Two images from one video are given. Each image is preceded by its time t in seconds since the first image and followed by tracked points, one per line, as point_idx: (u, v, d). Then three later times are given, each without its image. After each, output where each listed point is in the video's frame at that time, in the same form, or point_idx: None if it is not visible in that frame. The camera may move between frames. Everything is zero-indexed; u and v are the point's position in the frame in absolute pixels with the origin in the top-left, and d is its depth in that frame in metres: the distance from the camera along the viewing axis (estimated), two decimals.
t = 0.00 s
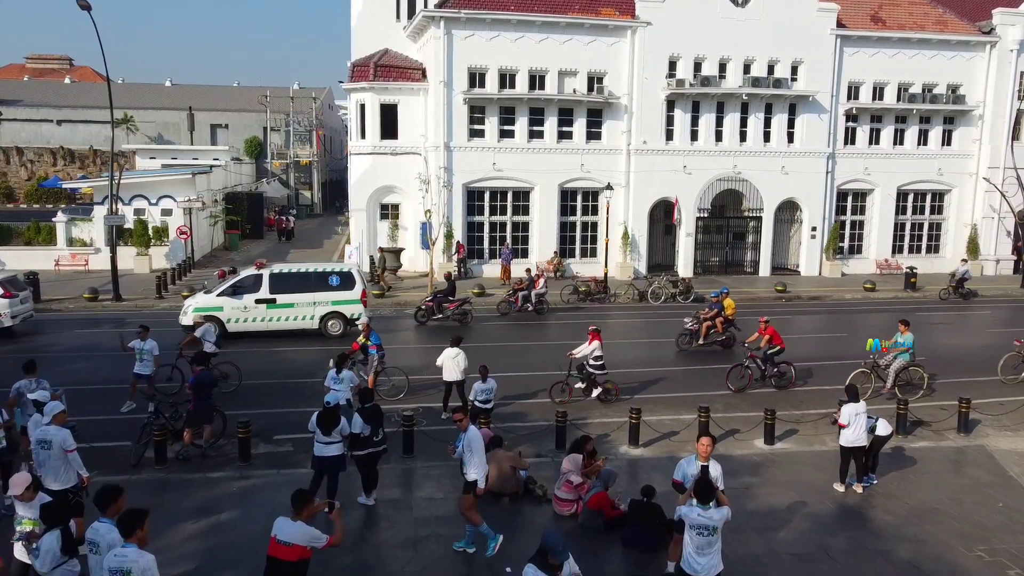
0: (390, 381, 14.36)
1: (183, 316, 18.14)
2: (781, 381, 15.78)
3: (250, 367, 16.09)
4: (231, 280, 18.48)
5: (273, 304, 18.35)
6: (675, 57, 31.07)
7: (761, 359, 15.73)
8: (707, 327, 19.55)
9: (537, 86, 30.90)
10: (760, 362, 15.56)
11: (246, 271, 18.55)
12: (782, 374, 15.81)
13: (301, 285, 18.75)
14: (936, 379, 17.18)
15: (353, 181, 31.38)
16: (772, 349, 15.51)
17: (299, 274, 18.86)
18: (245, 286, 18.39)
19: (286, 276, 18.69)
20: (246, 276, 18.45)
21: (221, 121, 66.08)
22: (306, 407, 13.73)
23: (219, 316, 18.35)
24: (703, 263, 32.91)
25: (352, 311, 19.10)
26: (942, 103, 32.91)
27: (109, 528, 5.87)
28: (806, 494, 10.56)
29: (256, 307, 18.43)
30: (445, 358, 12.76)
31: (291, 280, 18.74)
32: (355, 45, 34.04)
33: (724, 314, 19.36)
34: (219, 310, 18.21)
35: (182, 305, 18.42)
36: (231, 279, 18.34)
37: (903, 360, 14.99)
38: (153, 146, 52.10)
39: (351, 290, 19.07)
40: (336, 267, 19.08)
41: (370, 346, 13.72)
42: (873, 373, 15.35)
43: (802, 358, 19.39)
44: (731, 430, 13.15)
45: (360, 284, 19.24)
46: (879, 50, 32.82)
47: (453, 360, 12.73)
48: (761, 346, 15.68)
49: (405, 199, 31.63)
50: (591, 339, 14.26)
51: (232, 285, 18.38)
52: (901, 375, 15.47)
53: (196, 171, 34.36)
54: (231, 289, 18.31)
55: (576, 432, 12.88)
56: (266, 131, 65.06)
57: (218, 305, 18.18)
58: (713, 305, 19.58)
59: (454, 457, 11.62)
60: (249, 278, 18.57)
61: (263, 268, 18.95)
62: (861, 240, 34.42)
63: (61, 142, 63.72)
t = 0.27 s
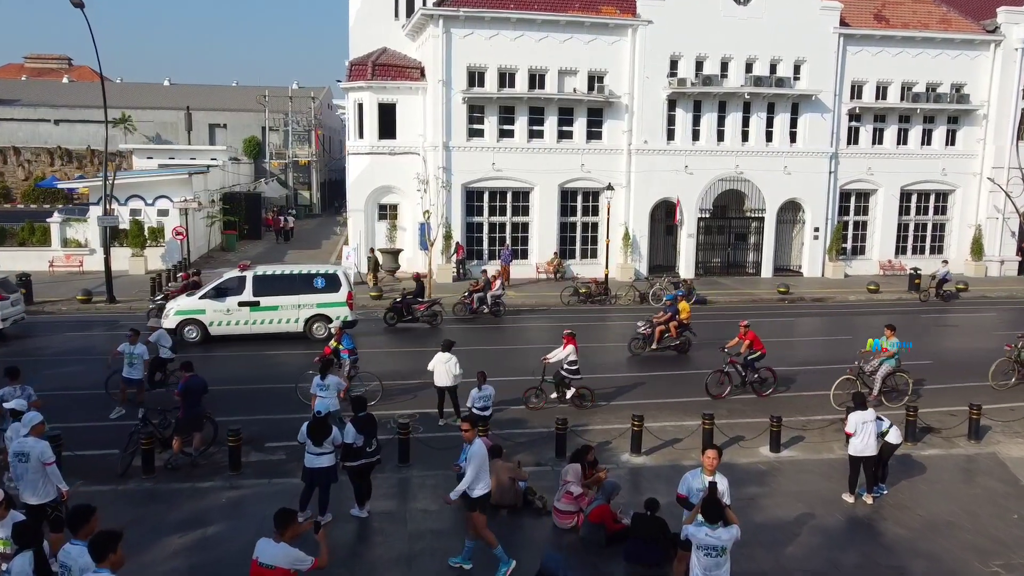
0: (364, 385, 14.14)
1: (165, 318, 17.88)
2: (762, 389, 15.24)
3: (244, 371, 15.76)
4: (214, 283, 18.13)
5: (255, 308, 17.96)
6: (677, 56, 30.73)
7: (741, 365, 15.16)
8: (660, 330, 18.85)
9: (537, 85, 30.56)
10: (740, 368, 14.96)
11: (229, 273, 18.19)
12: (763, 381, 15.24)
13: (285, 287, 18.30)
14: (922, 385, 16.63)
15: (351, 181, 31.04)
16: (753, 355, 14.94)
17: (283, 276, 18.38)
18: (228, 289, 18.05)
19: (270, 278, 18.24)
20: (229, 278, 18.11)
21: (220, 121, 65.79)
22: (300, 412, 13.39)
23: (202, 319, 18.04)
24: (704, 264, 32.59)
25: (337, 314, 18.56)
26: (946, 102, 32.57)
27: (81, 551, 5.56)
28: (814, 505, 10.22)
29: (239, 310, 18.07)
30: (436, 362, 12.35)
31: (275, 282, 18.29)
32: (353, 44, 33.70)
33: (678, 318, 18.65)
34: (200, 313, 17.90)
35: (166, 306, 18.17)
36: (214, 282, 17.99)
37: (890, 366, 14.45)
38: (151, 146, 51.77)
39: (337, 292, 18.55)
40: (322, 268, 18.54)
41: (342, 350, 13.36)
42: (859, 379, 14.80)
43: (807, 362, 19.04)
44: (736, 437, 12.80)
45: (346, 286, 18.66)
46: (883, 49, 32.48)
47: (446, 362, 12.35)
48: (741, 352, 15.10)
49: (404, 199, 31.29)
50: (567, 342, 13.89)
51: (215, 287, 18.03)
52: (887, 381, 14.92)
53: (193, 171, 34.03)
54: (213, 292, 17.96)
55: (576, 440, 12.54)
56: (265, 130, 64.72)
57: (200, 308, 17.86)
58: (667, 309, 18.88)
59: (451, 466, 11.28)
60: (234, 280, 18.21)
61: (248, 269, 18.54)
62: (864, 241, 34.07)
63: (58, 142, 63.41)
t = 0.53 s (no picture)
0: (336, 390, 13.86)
1: (146, 321, 17.51)
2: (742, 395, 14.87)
3: (238, 376, 15.41)
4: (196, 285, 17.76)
5: (238, 310, 17.60)
6: (678, 55, 30.38)
7: (722, 370, 14.83)
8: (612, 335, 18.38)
9: (536, 84, 30.22)
10: (721, 374, 14.64)
11: (211, 275, 17.82)
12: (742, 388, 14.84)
13: (269, 290, 17.89)
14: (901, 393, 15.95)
15: (349, 181, 30.70)
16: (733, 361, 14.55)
17: (267, 279, 17.97)
18: (210, 291, 17.67)
19: (254, 280, 17.82)
20: (212, 280, 17.74)
21: (218, 120, 65.47)
22: (293, 419, 13.05)
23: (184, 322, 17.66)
24: (706, 265, 32.25)
25: (322, 317, 18.16)
26: (950, 101, 32.22)
27: None
28: (824, 516, 9.88)
29: (221, 312, 17.68)
30: (429, 369, 12.05)
31: (259, 284, 17.88)
32: (351, 43, 33.37)
33: (631, 322, 18.08)
34: (182, 315, 17.52)
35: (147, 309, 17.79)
36: (197, 284, 17.64)
37: (874, 371, 13.92)
38: (148, 145, 51.35)
39: (322, 295, 18.14)
40: (307, 270, 18.15)
41: (315, 355, 13.03)
42: (844, 388, 14.29)
43: (812, 365, 18.70)
44: (741, 445, 12.46)
45: (332, 289, 18.25)
46: (887, 48, 32.13)
47: (439, 367, 12.04)
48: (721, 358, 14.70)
49: (402, 199, 30.93)
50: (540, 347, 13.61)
51: (197, 289, 17.67)
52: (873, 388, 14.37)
53: (190, 171, 33.68)
54: (195, 294, 17.59)
55: (577, 448, 12.19)
56: (263, 130, 64.38)
57: (182, 310, 17.49)
58: (621, 312, 18.32)
59: (448, 476, 10.95)
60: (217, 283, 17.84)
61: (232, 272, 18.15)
62: (867, 242, 33.72)
63: (56, 141, 63.07)
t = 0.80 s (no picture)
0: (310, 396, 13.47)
1: (127, 325, 17.14)
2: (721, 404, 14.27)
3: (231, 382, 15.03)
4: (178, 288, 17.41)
5: (222, 313, 17.25)
6: (680, 53, 30.02)
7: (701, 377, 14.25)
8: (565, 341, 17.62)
9: (536, 83, 29.86)
10: (701, 381, 14.10)
11: (194, 277, 17.45)
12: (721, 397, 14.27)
13: (252, 292, 17.45)
14: (903, 396, 15.55)
15: (346, 181, 30.34)
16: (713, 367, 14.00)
17: (250, 281, 17.52)
18: (193, 294, 17.31)
19: (237, 282, 17.39)
20: (195, 283, 17.38)
21: (216, 120, 65.14)
22: (285, 426, 12.68)
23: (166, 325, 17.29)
24: (708, 266, 31.87)
25: (307, 321, 17.73)
26: (954, 100, 31.86)
27: None
28: (835, 530, 9.51)
29: (204, 315, 17.32)
30: (424, 376, 11.60)
31: (242, 287, 17.44)
32: (349, 41, 33.01)
33: (585, 327, 17.43)
34: (164, 319, 17.16)
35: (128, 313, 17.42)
36: (179, 286, 17.29)
37: (858, 377, 13.43)
38: (146, 145, 50.96)
39: (307, 297, 17.70)
40: (291, 273, 17.71)
41: (285, 359, 12.69)
42: (826, 393, 13.79)
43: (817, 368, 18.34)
44: (747, 453, 12.09)
45: (317, 291, 17.81)
46: (891, 47, 31.77)
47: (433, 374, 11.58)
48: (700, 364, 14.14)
49: (400, 200, 30.57)
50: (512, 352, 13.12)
51: (180, 291, 17.32)
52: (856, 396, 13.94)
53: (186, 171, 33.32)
54: (177, 297, 17.25)
55: (578, 458, 11.79)
56: (262, 130, 64.05)
57: (163, 314, 17.13)
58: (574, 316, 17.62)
59: (444, 486, 10.58)
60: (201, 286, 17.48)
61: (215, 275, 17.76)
62: (871, 243, 33.37)
63: (53, 141, 62.72)
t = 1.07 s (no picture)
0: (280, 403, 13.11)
1: (108, 328, 16.79)
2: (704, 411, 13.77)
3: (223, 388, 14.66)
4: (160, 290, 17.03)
5: (204, 316, 16.87)
6: (682, 52, 29.64)
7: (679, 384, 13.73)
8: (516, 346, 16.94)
9: (536, 82, 29.49)
10: (680, 388, 13.59)
11: (176, 280, 17.04)
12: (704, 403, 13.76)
13: (236, 295, 17.09)
14: (913, 402, 15.21)
15: (344, 181, 29.99)
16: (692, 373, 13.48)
17: (234, 284, 17.16)
18: (176, 296, 16.92)
19: (220, 285, 17.03)
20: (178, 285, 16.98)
21: (214, 120, 64.79)
22: (277, 434, 12.32)
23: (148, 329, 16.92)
24: (710, 267, 31.49)
25: (293, 324, 17.39)
26: (959, 100, 31.50)
27: None
28: (847, 545, 9.16)
29: (187, 319, 16.93)
30: (417, 385, 11.32)
31: (226, 289, 17.08)
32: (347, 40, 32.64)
33: (537, 331, 16.83)
34: (146, 322, 16.78)
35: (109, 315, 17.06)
36: (162, 289, 16.89)
37: (840, 384, 13.03)
38: (143, 145, 50.62)
39: (293, 300, 17.34)
40: (276, 275, 17.35)
41: (255, 364, 12.50)
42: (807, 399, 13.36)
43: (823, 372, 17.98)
44: (753, 463, 11.73)
45: (303, 294, 17.45)
46: (894, 45, 31.41)
47: (425, 382, 11.27)
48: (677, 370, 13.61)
49: (398, 200, 30.22)
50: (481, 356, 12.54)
51: (163, 294, 16.94)
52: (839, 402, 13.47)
53: (182, 171, 32.96)
54: (158, 300, 16.86)
55: (580, 467, 11.42)
56: (260, 130, 63.69)
57: (144, 317, 16.75)
58: (524, 321, 16.96)
59: (441, 498, 10.22)
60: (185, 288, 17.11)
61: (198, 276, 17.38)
62: (874, 244, 33.01)
63: (50, 141, 62.37)
